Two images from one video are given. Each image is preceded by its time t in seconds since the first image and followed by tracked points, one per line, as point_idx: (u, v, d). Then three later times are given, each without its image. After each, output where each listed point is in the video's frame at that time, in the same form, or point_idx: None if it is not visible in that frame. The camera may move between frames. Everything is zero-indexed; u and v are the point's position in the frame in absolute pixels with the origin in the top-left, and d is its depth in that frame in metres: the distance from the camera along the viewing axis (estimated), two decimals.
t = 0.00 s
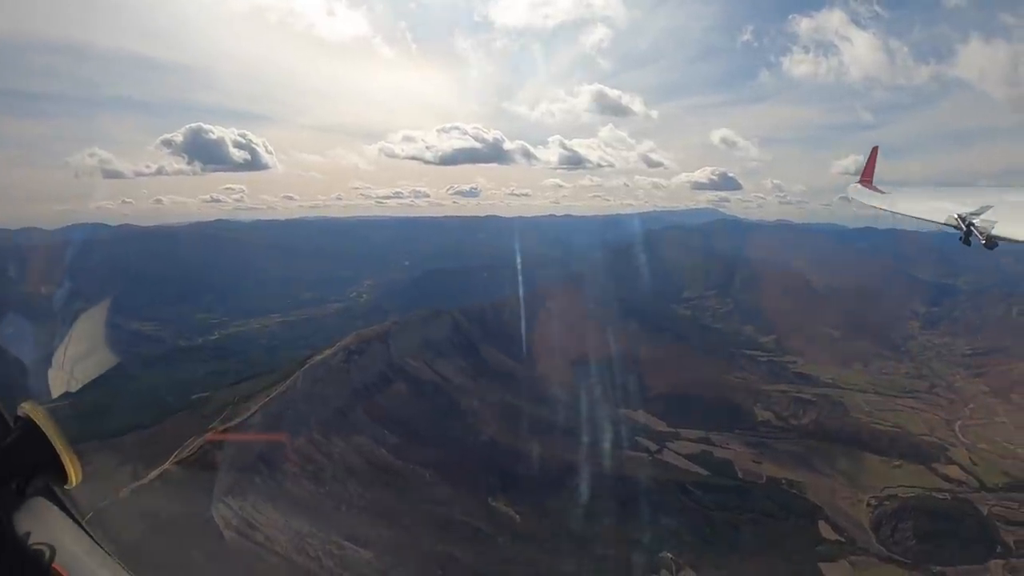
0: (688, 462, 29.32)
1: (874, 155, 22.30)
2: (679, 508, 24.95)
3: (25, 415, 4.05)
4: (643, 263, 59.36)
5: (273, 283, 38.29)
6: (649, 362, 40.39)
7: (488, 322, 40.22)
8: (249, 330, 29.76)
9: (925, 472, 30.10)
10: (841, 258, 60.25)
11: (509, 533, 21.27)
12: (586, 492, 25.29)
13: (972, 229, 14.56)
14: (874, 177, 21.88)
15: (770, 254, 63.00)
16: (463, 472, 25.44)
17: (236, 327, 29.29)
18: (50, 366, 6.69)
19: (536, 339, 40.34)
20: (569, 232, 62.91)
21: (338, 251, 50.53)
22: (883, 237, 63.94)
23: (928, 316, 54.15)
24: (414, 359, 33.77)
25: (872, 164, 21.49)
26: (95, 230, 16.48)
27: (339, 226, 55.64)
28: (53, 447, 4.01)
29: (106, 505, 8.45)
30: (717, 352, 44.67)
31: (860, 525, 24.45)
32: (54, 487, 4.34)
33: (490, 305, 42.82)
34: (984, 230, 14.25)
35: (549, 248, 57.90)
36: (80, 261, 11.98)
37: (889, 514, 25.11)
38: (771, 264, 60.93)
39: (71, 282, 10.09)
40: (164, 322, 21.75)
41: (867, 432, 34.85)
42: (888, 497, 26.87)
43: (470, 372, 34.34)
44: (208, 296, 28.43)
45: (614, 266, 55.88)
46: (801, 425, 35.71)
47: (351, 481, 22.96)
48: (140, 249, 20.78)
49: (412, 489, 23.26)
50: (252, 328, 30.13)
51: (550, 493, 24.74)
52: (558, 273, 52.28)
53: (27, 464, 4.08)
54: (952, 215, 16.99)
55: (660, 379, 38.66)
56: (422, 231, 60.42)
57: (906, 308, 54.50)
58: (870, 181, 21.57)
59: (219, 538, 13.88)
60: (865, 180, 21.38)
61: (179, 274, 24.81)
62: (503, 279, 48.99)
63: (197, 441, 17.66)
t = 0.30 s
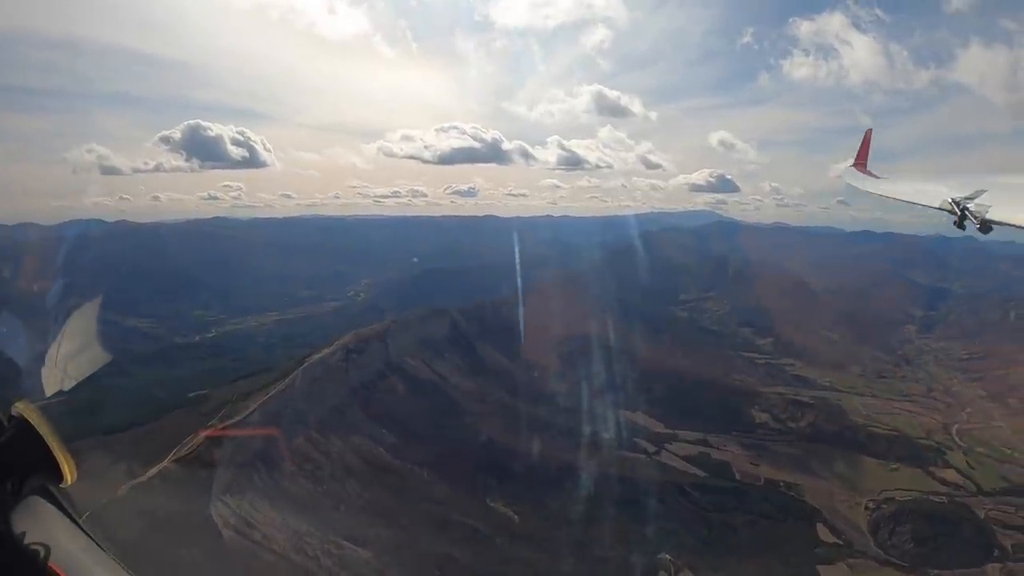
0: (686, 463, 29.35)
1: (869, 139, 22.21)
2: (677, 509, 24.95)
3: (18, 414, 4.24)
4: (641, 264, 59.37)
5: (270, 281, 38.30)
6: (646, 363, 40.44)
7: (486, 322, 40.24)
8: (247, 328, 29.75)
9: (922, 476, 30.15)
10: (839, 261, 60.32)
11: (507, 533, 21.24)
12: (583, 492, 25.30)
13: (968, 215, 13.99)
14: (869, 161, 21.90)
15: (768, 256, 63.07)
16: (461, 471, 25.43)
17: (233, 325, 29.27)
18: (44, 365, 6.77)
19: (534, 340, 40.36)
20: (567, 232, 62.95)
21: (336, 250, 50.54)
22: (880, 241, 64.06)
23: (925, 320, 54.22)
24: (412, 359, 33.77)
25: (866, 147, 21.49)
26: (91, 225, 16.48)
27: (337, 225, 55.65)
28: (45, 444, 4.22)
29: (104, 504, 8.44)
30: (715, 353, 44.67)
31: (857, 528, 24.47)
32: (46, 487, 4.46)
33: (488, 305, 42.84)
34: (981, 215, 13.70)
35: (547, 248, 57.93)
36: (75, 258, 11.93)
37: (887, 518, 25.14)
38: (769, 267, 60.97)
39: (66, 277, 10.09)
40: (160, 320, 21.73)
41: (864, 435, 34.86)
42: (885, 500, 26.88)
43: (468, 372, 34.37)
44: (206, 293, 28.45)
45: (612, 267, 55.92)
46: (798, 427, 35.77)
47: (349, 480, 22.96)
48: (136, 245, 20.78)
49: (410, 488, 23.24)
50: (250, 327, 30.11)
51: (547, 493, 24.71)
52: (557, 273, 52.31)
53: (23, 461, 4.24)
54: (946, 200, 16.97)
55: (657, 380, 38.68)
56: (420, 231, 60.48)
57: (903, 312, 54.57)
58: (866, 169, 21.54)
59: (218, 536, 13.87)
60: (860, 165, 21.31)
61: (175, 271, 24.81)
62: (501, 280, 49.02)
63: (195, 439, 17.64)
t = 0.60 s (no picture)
0: (683, 465, 29.36)
1: (860, 130, 22.25)
2: (674, 511, 24.95)
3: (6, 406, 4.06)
4: (637, 266, 59.48)
5: (266, 279, 38.26)
6: (643, 365, 40.44)
7: (483, 322, 40.25)
8: (243, 326, 29.72)
9: (918, 479, 30.20)
10: (834, 265, 60.44)
11: (504, 534, 21.21)
12: (581, 493, 25.28)
13: (959, 202, 12.94)
14: (860, 151, 21.98)
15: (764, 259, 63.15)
16: (459, 471, 25.40)
17: (228, 323, 29.19)
18: (34, 358, 6.79)
19: (530, 341, 40.34)
20: (563, 232, 62.99)
21: (332, 249, 50.51)
22: (875, 245, 64.29)
23: (921, 324, 54.34)
24: (410, 358, 33.77)
25: (857, 138, 21.53)
26: (85, 221, 16.45)
27: (332, 224, 55.61)
28: (35, 438, 4.06)
29: (100, 503, 8.45)
30: (710, 355, 44.71)
31: (854, 530, 24.49)
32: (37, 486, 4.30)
33: (485, 305, 42.83)
34: (972, 202, 12.61)
35: (544, 248, 57.98)
36: (68, 253, 11.87)
37: (883, 520, 25.16)
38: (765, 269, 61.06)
39: (56, 270, 10.05)
40: (156, 316, 21.62)
41: (860, 437, 34.91)
42: (881, 503, 26.92)
43: (465, 372, 34.38)
44: (202, 290, 28.40)
45: (607, 269, 56.04)
46: (794, 430, 35.82)
47: (347, 479, 22.94)
48: (132, 241, 20.73)
49: (408, 488, 23.22)
50: (246, 325, 30.08)
51: (544, 494, 24.67)
52: (553, 274, 52.32)
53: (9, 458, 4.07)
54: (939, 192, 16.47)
55: (653, 381, 38.68)
56: (415, 231, 60.52)
57: (898, 315, 54.72)
58: (857, 162, 21.54)
59: (215, 535, 13.82)
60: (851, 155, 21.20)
61: (168, 268, 24.76)
62: (498, 281, 49.04)
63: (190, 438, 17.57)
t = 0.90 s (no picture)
0: (683, 468, 29.34)
1: (854, 128, 22.24)
2: (675, 513, 24.92)
3: None
4: (636, 267, 59.50)
5: (263, 279, 38.27)
6: (642, 367, 40.42)
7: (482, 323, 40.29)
8: (241, 326, 29.73)
9: (918, 482, 30.20)
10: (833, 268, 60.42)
11: (505, 536, 21.18)
12: (581, 495, 25.25)
13: (956, 200, 12.67)
14: (854, 148, 22.03)
15: (764, 261, 63.10)
16: (459, 473, 25.34)
17: (226, 324, 29.18)
18: (26, 356, 6.95)
19: (529, 343, 40.34)
20: (562, 234, 63.05)
21: (330, 250, 50.59)
22: (873, 247, 64.24)
23: (920, 327, 54.35)
24: (410, 359, 33.80)
25: (851, 134, 21.51)
26: (77, 222, 16.54)
27: (331, 226, 55.77)
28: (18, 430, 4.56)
29: (101, 502, 8.48)
30: (709, 357, 44.70)
31: (854, 532, 24.46)
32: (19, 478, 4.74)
33: (483, 306, 42.87)
34: (970, 199, 12.44)
35: (542, 249, 57.97)
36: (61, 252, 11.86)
37: (884, 523, 25.15)
38: (763, 272, 61.06)
39: (47, 266, 10.07)
40: (150, 317, 22.70)
41: (860, 440, 34.91)
42: (881, 505, 26.90)
43: (465, 373, 34.39)
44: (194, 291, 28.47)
45: (606, 271, 56.05)
46: (794, 432, 35.79)
47: (347, 481, 22.95)
48: (123, 242, 20.81)
49: (408, 490, 23.22)
50: (244, 325, 30.10)
51: (544, 495, 24.64)
52: (552, 276, 52.34)
53: None
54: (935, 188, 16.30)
55: (653, 382, 38.66)
56: (414, 232, 60.60)
57: (897, 318, 54.73)
58: (852, 159, 21.49)
59: (216, 536, 13.82)
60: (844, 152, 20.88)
61: (164, 269, 24.84)
62: (496, 283, 49.05)
63: (191, 438, 17.64)
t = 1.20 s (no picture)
0: (684, 469, 29.29)
1: (849, 123, 22.10)
2: (676, 515, 24.88)
3: None
4: (635, 269, 59.54)
5: (261, 280, 38.16)
6: (642, 368, 40.40)
7: (483, 324, 40.26)
8: (241, 327, 29.67)
9: (918, 483, 30.22)
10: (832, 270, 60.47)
11: (507, 537, 21.17)
12: (582, 496, 25.23)
13: (952, 197, 12.53)
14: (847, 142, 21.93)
15: (763, 262, 63.22)
16: (460, 474, 25.31)
17: (226, 325, 29.17)
18: (20, 357, 6.83)
19: (529, 344, 40.33)
20: (561, 236, 63.18)
21: (330, 250, 50.73)
22: (872, 249, 64.34)
23: (919, 328, 54.40)
24: (411, 360, 33.76)
25: (845, 128, 21.36)
26: (77, 222, 16.65)
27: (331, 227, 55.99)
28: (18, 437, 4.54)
29: (100, 507, 8.51)
30: (709, 358, 44.75)
31: (856, 533, 24.45)
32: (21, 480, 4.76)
33: (483, 307, 42.86)
34: (967, 196, 12.32)
35: (542, 250, 58.00)
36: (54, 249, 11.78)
37: (885, 524, 25.15)
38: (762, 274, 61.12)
39: (42, 264, 9.98)
40: (151, 317, 21.91)
41: (861, 441, 34.90)
42: (882, 506, 26.89)
43: (465, 374, 34.36)
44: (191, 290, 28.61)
45: (606, 272, 56.04)
46: (794, 434, 35.76)
47: (349, 482, 22.95)
48: (124, 242, 20.95)
49: (410, 491, 23.21)
50: (243, 326, 30.05)
51: (545, 497, 24.61)
52: (551, 278, 52.39)
53: None
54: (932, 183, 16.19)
55: (653, 383, 38.63)
56: (414, 233, 60.71)
57: (897, 319, 54.78)
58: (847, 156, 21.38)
59: (219, 538, 13.80)
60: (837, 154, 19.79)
61: (162, 269, 24.82)
62: (496, 285, 49.07)
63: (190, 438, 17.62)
